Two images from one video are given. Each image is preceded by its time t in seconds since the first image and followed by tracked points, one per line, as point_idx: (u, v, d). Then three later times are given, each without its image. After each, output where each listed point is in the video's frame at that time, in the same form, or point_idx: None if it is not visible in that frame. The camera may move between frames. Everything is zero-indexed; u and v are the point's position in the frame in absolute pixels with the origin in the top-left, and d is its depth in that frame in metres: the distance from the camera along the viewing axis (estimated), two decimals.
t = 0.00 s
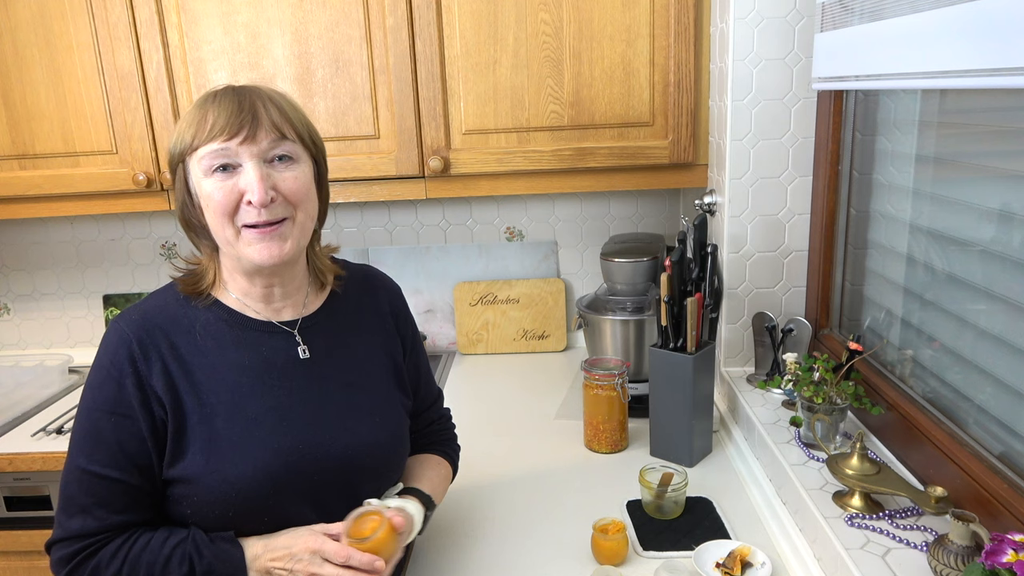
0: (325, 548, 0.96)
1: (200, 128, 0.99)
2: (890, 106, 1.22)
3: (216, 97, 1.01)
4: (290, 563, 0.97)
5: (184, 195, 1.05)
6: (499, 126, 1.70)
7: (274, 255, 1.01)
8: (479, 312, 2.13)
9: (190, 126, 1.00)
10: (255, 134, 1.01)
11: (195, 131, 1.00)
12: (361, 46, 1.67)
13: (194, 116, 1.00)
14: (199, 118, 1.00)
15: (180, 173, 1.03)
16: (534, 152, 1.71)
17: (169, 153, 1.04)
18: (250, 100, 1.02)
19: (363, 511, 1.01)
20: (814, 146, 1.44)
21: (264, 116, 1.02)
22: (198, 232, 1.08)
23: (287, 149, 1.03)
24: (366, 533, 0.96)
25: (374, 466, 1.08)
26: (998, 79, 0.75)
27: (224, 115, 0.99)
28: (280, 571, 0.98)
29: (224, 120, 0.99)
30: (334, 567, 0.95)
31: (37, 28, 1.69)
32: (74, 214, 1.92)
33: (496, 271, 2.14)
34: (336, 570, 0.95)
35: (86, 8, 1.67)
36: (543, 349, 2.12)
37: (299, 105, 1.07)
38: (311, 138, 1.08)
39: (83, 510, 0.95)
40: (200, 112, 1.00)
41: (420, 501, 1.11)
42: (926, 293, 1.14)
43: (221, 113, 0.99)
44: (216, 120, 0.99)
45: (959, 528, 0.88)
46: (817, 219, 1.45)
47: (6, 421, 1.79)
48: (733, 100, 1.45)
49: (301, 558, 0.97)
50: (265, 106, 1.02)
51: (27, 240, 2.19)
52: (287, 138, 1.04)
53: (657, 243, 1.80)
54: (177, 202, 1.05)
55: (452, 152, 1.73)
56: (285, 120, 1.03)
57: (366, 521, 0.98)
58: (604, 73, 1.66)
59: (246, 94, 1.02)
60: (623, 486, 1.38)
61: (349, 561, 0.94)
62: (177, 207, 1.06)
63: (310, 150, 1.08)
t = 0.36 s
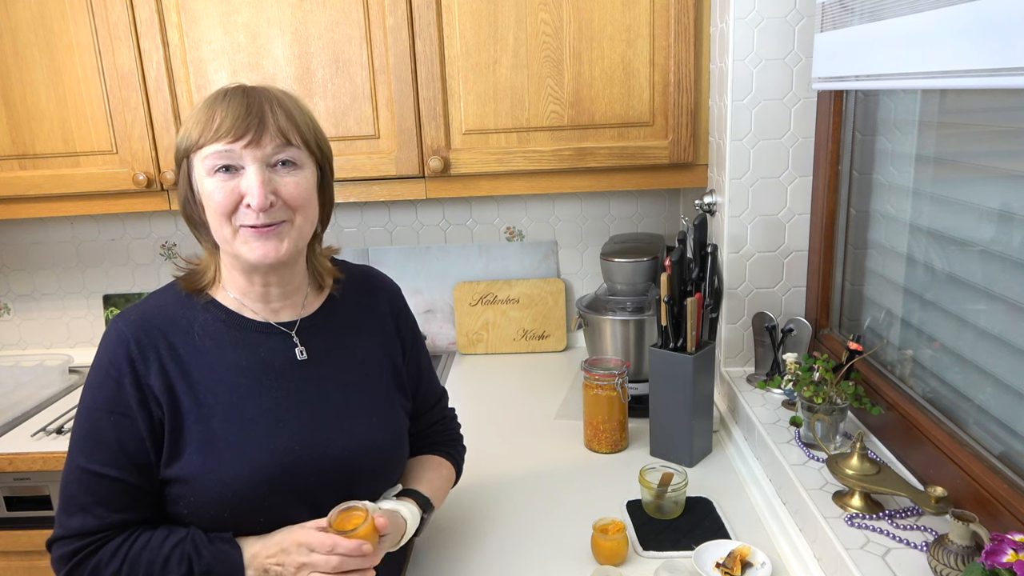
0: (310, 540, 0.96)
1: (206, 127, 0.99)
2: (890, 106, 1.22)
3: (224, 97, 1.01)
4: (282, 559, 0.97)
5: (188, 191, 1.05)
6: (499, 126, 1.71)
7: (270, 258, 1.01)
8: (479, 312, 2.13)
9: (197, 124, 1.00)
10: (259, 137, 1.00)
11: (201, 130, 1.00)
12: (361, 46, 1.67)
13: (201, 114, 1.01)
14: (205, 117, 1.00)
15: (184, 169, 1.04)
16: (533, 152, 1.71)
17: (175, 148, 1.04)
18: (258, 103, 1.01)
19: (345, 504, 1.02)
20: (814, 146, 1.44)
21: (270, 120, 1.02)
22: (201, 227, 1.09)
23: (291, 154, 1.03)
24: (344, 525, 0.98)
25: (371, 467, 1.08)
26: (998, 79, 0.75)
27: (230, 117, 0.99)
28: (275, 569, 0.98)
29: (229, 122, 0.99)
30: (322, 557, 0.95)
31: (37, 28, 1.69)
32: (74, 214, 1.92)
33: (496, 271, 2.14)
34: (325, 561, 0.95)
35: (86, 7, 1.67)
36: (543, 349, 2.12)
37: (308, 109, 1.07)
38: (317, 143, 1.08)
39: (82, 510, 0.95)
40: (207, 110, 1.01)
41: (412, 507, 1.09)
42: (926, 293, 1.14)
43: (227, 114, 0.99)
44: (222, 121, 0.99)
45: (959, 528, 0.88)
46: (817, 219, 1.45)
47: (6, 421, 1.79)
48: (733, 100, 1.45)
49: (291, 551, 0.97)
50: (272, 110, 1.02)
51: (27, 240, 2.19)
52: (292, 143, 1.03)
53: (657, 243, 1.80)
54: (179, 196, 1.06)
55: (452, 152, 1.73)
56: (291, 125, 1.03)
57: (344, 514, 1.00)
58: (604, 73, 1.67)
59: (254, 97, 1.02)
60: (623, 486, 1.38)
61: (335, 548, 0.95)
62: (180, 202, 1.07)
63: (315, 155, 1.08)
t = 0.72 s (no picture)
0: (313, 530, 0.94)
1: (288, 131, 0.95)
2: (890, 106, 1.22)
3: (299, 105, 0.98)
4: (291, 551, 0.96)
5: (218, 193, 0.94)
6: (499, 126, 1.70)
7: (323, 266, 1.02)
8: (479, 312, 2.13)
9: (279, 122, 0.95)
10: (332, 152, 1.01)
11: (286, 132, 0.95)
12: (361, 46, 1.67)
13: (272, 116, 0.95)
14: (288, 123, 0.96)
15: (227, 161, 0.93)
16: (533, 152, 1.71)
17: (211, 135, 0.92)
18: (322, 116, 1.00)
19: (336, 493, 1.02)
20: (814, 146, 1.44)
21: (337, 135, 1.02)
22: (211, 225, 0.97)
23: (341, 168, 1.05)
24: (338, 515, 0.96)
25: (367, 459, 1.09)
26: (998, 79, 0.75)
27: (314, 131, 0.98)
28: (285, 563, 0.97)
29: (310, 131, 0.97)
30: (327, 548, 0.94)
31: (37, 28, 1.69)
32: (74, 214, 1.92)
33: (496, 271, 2.14)
34: (331, 552, 0.94)
35: (86, 7, 1.67)
36: (543, 349, 2.12)
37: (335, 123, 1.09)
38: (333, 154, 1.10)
39: (80, 524, 0.94)
40: (273, 111, 0.95)
41: (418, 485, 1.12)
42: (926, 293, 1.14)
43: (310, 126, 0.98)
44: (309, 132, 0.97)
45: (960, 528, 0.88)
46: (817, 219, 1.45)
47: (6, 421, 1.79)
48: (733, 100, 1.45)
49: (298, 542, 0.95)
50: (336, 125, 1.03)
51: (27, 240, 2.19)
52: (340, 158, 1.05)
53: (657, 242, 1.80)
54: (197, 185, 0.93)
55: (452, 152, 1.73)
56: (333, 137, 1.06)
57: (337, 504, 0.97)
58: (604, 73, 1.66)
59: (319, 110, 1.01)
60: (624, 486, 1.38)
61: (337, 539, 0.93)
62: (200, 184, 0.94)
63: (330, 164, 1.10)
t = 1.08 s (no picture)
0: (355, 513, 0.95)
1: (350, 154, 0.94)
2: (890, 106, 1.22)
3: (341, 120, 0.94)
4: (331, 535, 0.96)
5: (285, 223, 0.88)
6: (499, 126, 1.70)
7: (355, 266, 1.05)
8: (479, 312, 2.13)
9: (343, 143, 0.93)
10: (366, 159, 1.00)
11: (349, 153, 0.94)
12: (361, 45, 1.67)
13: (334, 139, 0.91)
14: (342, 144, 0.93)
15: (294, 193, 0.88)
16: (533, 152, 1.71)
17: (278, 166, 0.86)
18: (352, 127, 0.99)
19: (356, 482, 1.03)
20: (814, 146, 1.44)
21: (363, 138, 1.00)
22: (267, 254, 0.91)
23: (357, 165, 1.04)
24: (377, 499, 0.98)
25: (384, 449, 1.10)
26: (998, 79, 0.75)
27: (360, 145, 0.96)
28: (326, 547, 0.97)
29: (362, 150, 0.96)
30: (374, 529, 0.95)
31: (37, 28, 1.69)
32: (74, 214, 1.92)
33: (496, 271, 2.14)
34: (378, 534, 0.95)
35: (86, 7, 1.67)
36: (543, 349, 2.12)
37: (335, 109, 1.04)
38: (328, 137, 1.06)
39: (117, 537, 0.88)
40: (332, 134, 0.91)
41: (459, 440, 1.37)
42: (926, 293, 1.14)
43: (357, 141, 0.95)
44: (358, 148, 0.95)
45: (959, 528, 0.88)
46: (817, 219, 1.45)
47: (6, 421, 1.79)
48: (733, 100, 1.45)
49: (339, 527, 0.96)
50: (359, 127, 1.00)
51: (26, 240, 2.19)
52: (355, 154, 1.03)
53: (658, 243, 1.80)
54: (260, 217, 0.86)
55: (452, 152, 1.73)
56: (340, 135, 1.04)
57: (371, 488, 0.99)
58: (604, 73, 1.66)
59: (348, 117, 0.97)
60: (624, 486, 1.38)
61: (384, 520, 0.94)
62: (267, 208, 0.87)
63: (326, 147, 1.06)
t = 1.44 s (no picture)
0: (366, 505, 0.96)
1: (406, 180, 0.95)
2: (890, 106, 1.22)
3: (400, 145, 0.95)
4: (338, 523, 0.97)
5: (337, 239, 0.90)
6: (499, 126, 1.70)
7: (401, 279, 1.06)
8: (479, 312, 2.13)
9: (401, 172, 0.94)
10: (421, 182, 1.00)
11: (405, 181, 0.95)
12: (361, 46, 1.67)
13: (392, 166, 0.92)
14: (400, 170, 0.93)
15: (347, 216, 0.89)
16: (533, 152, 1.71)
17: (335, 190, 0.88)
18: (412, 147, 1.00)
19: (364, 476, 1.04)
20: (814, 146, 1.44)
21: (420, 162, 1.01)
22: (317, 270, 0.93)
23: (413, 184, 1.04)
24: (387, 492, 0.99)
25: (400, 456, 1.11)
26: (998, 79, 0.75)
27: (416, 170, 0.97)
28: (331, 535, 0.98)
29: (418, 174, 0.97)
30: (382, 520, 0.96)
31: (37, 28, 1.69)
32: (74, 215, 1.92)
33: (496, 271, 2.14)
34: (385, 525, 0.96)
35: (86, 8, 1.67)
36: (543, 349, 2.12)
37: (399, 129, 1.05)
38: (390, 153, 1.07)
39: (136, 498, 0.90)
40: (392, 161, 0.92)
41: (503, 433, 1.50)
42: (926, 293, 1.14)
43: (413, 167, 0.96)
44: (413, 174, 0.96)
45: (959, 528, 0.88)
46: (817, 219, 1.45)
47: (6, 421, 1.79)
48: (733, 100, 1.45)
49: (347, 516, 0.97)
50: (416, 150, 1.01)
51: (26, 240, 2.19)
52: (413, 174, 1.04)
53: (658, 243, 1.80)
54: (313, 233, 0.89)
55: (452, 152, 1.73)
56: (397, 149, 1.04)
57: (381, 479, 1.01)
58: (604, 73, 1.66)
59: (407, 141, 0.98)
60: (624, 486, 1.38)
61: (393, 512, 0.96)
62: (320, 230, 0.89)
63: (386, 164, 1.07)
